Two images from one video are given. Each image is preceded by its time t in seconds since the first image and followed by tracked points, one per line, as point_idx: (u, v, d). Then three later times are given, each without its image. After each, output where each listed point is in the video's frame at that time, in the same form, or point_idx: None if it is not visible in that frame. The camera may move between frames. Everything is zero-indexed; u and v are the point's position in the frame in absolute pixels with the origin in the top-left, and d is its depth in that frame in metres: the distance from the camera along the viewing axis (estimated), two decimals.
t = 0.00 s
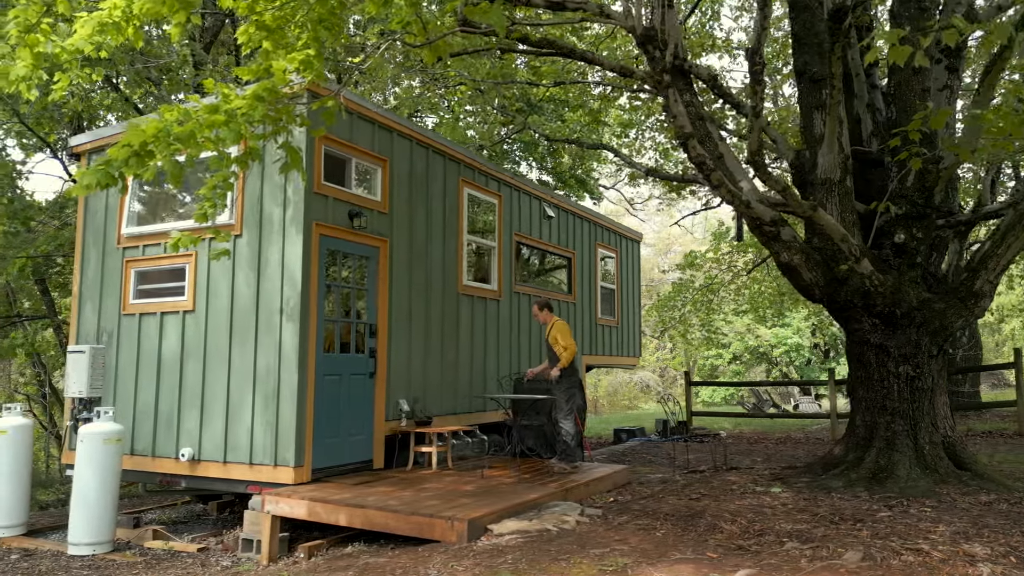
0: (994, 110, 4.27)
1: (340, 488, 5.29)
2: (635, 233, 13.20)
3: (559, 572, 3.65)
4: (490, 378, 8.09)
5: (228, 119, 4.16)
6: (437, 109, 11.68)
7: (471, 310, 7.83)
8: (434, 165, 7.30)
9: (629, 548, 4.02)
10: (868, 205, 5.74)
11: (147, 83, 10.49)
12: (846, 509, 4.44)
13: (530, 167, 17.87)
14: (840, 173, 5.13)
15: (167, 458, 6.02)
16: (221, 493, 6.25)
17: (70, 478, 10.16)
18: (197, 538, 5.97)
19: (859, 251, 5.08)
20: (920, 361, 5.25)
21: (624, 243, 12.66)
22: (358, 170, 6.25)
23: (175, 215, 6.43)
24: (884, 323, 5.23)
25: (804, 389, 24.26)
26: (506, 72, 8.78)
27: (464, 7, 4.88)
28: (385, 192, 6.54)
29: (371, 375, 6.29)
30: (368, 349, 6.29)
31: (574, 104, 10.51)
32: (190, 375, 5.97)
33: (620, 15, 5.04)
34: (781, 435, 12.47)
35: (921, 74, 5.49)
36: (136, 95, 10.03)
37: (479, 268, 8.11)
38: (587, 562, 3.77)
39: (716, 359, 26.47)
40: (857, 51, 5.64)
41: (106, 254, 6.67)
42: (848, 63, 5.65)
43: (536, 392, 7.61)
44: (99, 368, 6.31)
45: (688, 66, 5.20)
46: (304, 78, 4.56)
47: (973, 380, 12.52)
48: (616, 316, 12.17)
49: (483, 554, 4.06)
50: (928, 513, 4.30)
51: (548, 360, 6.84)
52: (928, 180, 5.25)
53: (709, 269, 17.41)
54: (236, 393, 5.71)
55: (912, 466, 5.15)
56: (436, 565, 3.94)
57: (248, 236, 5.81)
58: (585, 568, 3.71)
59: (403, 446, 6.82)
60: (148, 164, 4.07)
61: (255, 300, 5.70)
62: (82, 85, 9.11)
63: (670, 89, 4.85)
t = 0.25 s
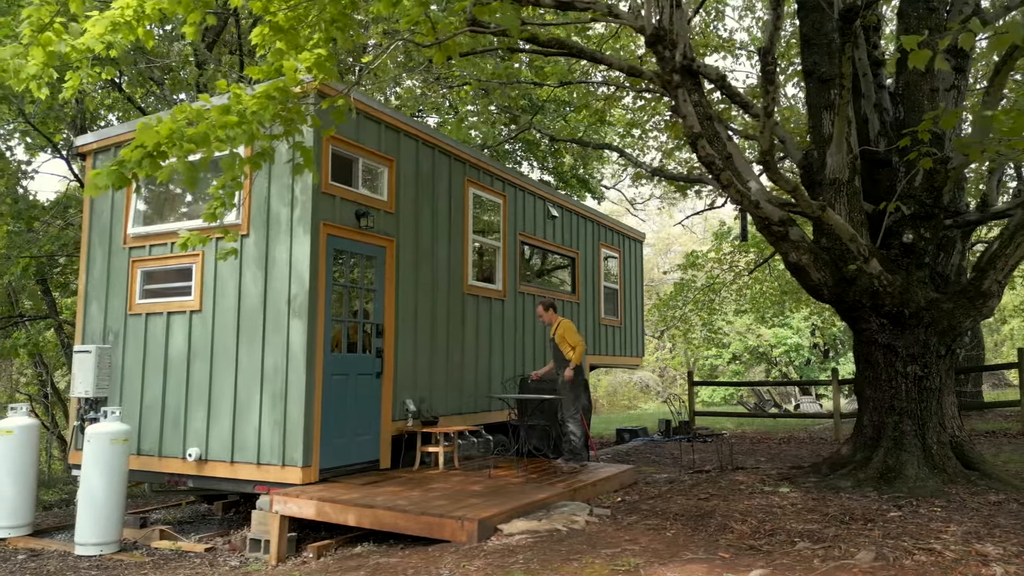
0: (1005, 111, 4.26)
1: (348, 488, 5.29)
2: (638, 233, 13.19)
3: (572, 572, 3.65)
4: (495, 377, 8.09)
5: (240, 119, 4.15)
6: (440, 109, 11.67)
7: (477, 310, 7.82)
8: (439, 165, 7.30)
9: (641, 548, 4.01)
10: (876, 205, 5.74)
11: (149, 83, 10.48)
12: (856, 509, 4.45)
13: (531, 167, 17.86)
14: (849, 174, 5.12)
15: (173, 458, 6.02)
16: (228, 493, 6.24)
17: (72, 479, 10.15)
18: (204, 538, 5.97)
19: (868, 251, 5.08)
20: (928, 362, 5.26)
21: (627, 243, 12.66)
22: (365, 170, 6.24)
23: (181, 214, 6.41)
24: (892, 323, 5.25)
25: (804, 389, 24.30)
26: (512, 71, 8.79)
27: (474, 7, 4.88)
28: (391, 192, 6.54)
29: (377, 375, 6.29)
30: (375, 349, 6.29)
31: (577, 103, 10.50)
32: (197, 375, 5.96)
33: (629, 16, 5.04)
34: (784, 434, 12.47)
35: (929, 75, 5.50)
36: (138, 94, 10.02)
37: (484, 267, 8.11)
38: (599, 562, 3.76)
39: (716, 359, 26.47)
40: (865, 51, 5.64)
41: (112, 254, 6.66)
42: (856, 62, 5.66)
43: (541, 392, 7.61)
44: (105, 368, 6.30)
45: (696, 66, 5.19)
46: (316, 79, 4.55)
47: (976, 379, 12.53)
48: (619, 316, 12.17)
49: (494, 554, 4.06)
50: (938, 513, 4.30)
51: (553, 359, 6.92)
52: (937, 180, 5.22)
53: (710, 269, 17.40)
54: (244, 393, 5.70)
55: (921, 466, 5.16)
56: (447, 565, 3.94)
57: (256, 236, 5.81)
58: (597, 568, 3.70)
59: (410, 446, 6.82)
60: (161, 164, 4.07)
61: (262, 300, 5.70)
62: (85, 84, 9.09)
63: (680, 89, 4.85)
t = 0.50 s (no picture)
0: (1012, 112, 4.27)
1: (354, 488, 5.29)
2: (640, 233, 13.20)
3: (582, 572, 3.64)
4: (499, 378, 8.09)
5: (250, 120, 4.16)
6: (442, 109, 11.66)
7: (481, 310, 7.82)
8: (444, 165, 7.30)
9: (650, 548, 4.02)
10: (882, 205, 5.75)
11: (151, 83, 10.46)
12: (864, 509, 4.44)
13: (532, 167, 17.85)
14: (855, 174, 5.13)
15: (179, 458, 6.01)
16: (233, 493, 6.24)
17: (74, 479, 10.14)
18: (209, 538, 5.97)
19: (875, 251, 5.08)
20: (935, 362, 5.26)
21: (629, 243, 12.67)
22: (371, 169, 6.24)
23: (186, 215, 6.40)
24: (899, 323, 5.25)
25: (804, 389, 24.31)
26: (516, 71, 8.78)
27: (481, 7, 4.88)
28: (397, 192, 6.54)
29: (383, 375, 6.29)
30: (381, 349, 6.29)
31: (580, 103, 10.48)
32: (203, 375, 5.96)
33: (636, 15, 5.03)
34: (786, 434, 12.48)
35: (936, 75, 5.51)
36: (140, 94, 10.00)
37: (488, 267, 8.10)
38: (610, 563, 3.75)
39: (716, 359, 26.49)
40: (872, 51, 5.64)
41: (117, 254, 6.66)
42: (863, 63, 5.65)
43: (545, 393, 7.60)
44: (110, 368, 6.31)
45: (703, 67, 5.19)
46: (325, 79, 4.54)
47: (977, 380, 12.55)
48: (622, 316, 12.17)
49: (503, 554, 4.05)
50: (946, 513, 4.31)
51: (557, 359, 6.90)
52: (944, 180, 5.23)
53: (711, 269, 17.40)
54: (250, 393, 5.70)
55: (927, 466, 5.16)
56: (457, 565, 3.94)
57: (262, 236, 5.81)
58: (607, 568, 3.69)
59: (415, 446, 6.81)
60: (172, 165, 4.08)
61: (268, 300, 5.70)
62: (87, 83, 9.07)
63: (688, 89, 4.85)
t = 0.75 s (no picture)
0: None
1: (362, 488, 5.28)
2: (642, 233, 13.21)
3: (594, 572, 3.64)
4: (504, 378, 8.08)
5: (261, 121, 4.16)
6: (445, 108, 11.64)
7: (485, 310, 7.81)
8: (449, 165, 7.29)
9: (660, 548, 4.01)
10: (889, 206, 5.75)
11: (153, 82, 10.44)
12: (873, 509, 4.45)
13: (533, 167, 17.84)
14: (863, 175, 5.13)
15: (185, 458, 6.01)
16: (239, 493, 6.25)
17: (75, 479, 10.12)
18: (216, 538, 5.97)
19: (883, 251, 5.08)
20: (941, 362, 5.28)
21: (631, 243, 12.67)
22: (376, 170, 6.24)
23: (192, 215, 6.40)
24: (906, 323, 5.27)
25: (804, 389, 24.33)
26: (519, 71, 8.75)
27: (490, 8, 4.87)
28: (402, 192, 6.53)
29: (388, 375, 6.28)
30: (386, 349, 6.28)
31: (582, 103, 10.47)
32: (209, 375, 5.96)
33: (644, 15, 5.03)
34: (788, 434, 12.49)
35: (944, 76, 5.48)
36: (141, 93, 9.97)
37: (492, 268, 8.09)
38: (621, 562, 3.75)
39: (716, 358, 26.51)
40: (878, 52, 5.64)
41: (122, 254, 6.65)
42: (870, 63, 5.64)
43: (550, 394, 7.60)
44: (115, 368, 6.30)
45: (711, 67, 5.19)
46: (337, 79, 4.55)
47: (979, 380, 12.56)
48: (624, 316, 12.18)
49: (514, 554, 4.05)
50: (954, 513, 4.31)
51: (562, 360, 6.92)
52: (952, 181, 5.25)
53: (712, 269, 17.40)
54: (256, 393, 5.69)
55: (935, 466, 5.17)
56: (468, 565, 3.94)
57: (268, 236, 5.80)
58: (618, 568, 3.69)
59: (420, 446, 6.81)
60: (183, 166, 4.08)
61: (275, 300, 5.69)
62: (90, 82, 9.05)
63: (697, 89, 4.86)
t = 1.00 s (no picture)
0: None
1: (368, 488, 5.28)
2: (644, 233, 13.22)
3: (603, 572, 3.64)
4: (507, 378, 8.08)
5: (269, 121, 4.17)
6: (446, 108, 11.63)
7: (489, 310, 7.81)
8: (453, 165, 7.29)
9: (669, 548, 4.01)
10: (895, 206, 5.74)
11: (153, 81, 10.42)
12: (880, 509, 4.45)
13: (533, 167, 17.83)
14: (869, 175, 5.13)
15: (189, 458, 6.01)
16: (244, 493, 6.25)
17: (77, 479, 10.11)
18: (221, 538, 5.97)
19: (889, 251, 5.08)
20: (947, 362, 5.30)
21: (633, 243, 12.66)
22: (381, 170, 6.23)
23: (196, 215, 6.39)
24: (912, 323, 5.28)
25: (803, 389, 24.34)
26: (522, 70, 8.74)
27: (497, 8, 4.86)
28: (407, 192, 6.53)
29: (393, 375, 6.28)
30: (391, 349, 6.28)
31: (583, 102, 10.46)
32: (214, 375, 5.95)
33: (650, 15, 5.02)
34: (789, 434, 12.49)
35: (950, 76, 5.47)
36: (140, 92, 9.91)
37: (496, 268, 8.08)
38: (630, 562, 3.75)
39: (715, 359, 26.52)
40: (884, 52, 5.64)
41: (126, 254, 6.64)
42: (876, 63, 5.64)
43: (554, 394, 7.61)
44: (119, 368, 6.29)
45: (716, 67, 5.18)
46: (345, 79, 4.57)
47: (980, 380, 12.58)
48: (626, 316, 12.18)
49: (522, 554, 4.05)
50: (961, 513, 4.32)
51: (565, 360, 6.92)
52: (958, 181, 5.25)
53: (713, 269, 17.40)
54: (261, 394, 5.69)
55: (940, 466, 5.17)
56: (476, 565, 3.93)
57: (273, 236, 5.79)
58: (628, 568, 3.68)
59: (425, 446, 6.81)
60: (191, 166, 4.12)
61: (280, 300, 5.69)
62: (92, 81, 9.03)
63: (703, 89, 4.87)
